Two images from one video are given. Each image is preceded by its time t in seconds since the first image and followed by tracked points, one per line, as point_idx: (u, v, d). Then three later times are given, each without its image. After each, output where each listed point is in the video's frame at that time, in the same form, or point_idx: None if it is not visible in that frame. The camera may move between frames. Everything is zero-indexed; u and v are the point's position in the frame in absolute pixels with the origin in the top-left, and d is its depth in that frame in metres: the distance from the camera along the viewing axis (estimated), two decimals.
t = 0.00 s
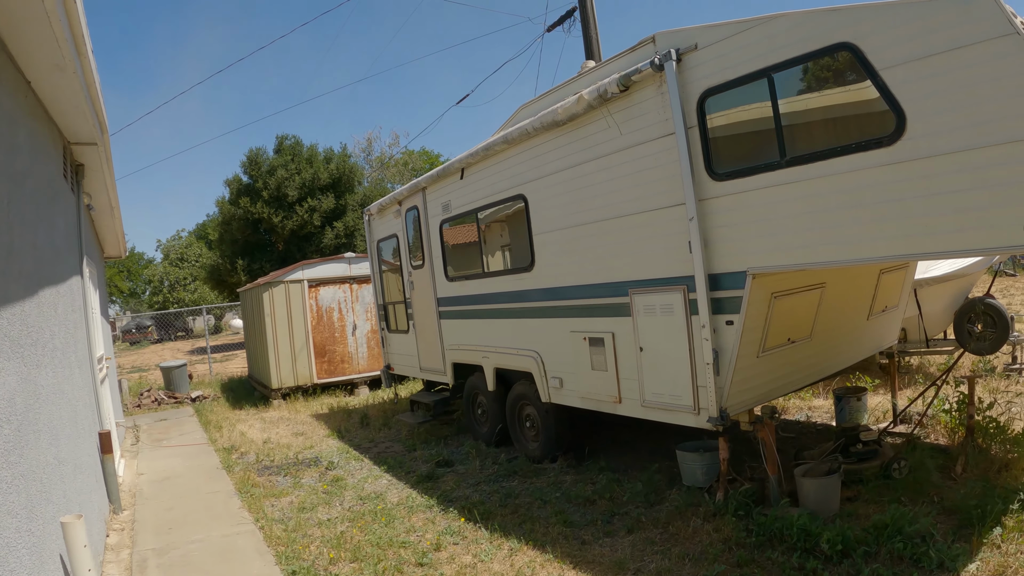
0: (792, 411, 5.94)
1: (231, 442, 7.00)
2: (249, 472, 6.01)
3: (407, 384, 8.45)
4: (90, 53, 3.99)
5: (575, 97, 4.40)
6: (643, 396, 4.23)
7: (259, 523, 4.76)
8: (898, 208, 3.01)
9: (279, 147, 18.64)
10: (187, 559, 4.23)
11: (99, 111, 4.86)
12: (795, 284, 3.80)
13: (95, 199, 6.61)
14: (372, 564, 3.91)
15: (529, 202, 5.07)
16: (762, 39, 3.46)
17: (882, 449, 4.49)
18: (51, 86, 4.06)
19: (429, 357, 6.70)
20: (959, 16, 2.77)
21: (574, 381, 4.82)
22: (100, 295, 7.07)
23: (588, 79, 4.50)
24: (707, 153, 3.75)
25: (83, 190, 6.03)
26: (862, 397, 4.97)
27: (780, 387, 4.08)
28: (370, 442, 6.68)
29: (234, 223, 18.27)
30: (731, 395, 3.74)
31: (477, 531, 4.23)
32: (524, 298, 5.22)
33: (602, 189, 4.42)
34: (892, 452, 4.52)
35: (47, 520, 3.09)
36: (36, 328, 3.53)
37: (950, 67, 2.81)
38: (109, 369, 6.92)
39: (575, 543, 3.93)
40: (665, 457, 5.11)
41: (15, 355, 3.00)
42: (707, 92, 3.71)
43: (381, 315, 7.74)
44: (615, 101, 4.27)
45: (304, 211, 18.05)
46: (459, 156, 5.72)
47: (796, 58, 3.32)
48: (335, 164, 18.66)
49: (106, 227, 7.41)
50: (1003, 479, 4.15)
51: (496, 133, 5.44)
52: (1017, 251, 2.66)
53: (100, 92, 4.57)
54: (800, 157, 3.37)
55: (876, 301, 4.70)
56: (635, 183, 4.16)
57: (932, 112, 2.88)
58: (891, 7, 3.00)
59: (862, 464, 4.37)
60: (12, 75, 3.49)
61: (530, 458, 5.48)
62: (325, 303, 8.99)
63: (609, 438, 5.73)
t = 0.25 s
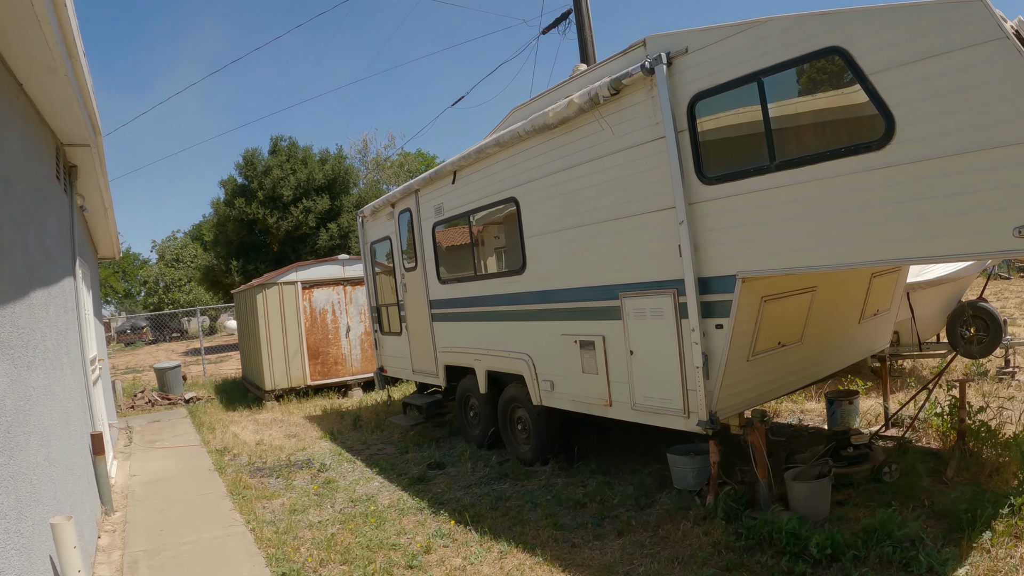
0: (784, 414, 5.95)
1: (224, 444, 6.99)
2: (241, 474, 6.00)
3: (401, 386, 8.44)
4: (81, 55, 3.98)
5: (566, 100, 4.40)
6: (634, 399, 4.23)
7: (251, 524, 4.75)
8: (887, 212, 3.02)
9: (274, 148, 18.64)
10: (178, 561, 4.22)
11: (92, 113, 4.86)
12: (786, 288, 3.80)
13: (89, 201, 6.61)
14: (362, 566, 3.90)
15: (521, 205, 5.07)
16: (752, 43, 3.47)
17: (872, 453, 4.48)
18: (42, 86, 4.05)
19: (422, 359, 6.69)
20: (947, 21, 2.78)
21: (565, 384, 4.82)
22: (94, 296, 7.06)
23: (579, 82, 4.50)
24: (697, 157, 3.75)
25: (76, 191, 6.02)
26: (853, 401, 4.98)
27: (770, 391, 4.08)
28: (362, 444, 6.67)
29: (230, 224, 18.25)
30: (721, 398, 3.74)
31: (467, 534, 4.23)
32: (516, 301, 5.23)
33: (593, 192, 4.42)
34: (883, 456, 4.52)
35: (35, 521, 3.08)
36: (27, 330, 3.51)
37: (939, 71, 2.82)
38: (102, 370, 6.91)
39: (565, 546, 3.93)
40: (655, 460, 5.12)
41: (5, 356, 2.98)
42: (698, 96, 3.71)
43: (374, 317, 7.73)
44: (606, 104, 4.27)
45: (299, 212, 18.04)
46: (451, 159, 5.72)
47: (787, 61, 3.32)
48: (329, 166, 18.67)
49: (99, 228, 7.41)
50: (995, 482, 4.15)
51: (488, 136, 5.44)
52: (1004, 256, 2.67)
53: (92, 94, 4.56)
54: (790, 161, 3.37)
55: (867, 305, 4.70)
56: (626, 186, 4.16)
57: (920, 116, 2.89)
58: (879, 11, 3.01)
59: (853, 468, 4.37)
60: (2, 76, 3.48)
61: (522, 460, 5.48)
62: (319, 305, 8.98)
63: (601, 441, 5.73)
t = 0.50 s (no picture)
0: (778, 418, 5.95)
1: (217, 445, 6.97)
2: (234, 475, 5.98)
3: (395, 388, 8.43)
4: (73, 55, 3.95)
5: (560, 103, 4.39)
6: (626, 403, 4.22)
7: (242, 527, 4.73)
8: (881, 217, 3.01)
9: (270, 148, 18.61)
10: (169, 563, 4.20)
11: (85, 113, 4.83)
12: (779, 292, 3.78)
13: (83, 201, 6.59)
14: (353, 570, 3.89)
15: (515, 207, 5.05)
16: (746, 47, 3.46)
17: (866, 458, 4.48)
18: (34, 86, 4.02)
19: (415, 361, 6.67)
20: (942, 25, 2.77)
21: (558, 388, 4.80)
22: (88, 296, 7.04)
23: (574, 84, 4.49)
24: (690, 160, 3.74)
25: (70, 192, 6.00)
26: (847, 405, 4.97)
27: (763, 395, 4.07)
28: (355, 446, 6.65)
29: (225, 224, 18.23)
30: (714, 403, 3.73)
31: (458, 537, 4.21)
32: (509, 303, 5.21)
33: (587, 195, 4.40)
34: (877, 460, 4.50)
35: (24, 524, 3.05)
36: (18, 331, 3.49)
37: (933, 76, 2.81)
38: (96, 371, 6.89)
39: (556, 550, 3.91)
40: (648, 464, 5.10)
41: None
42: (692, 99, 3.70)
43: (368, 319, 7.72)
44: (600, 107, 4.26)
45: (295, 212, 18.01)
46: (445, 161, 5.71)
47: (781, 65, 3.31)
48: (325, 166, 18.66)
49: (94, 228, 7.38)
50: (989, 488, 4.13)
51: (482, 138, 5.43)
52: (998, 261, 2.66)
53: (85, 94, 4.54)
54: (784, 165, 3.36)
55: (861, 309, 4.69)
56: (620, 189, 4.15)
57: (914, 121, 2.88)
58: (873, 16, 3.00)
59: (846, 473, 4.36)
60: None
61: (514, 463, 5.46)
62: (313, 306, 8.97)
63: (595, 444, 5.71)
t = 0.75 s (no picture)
0: (772, 421, 5.93)
1: (210, 446, 6.95)
2: (226, 477, 5.96)
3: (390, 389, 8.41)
4: (64, 55, 3.92)
5: (554, 105, 4.37)
6: (619, 407, 4.19)
7: (234, 529, 4.71)
8: (875, 220, 2.98)
9: (266, 148, 18.58)
10: (159, 565, 4.17)
11: (78, 112, 4.80)
12: (773, 296, 3.76)
13: (77, 200, 6.56)
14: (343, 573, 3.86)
15: (508, 209, 5.03)
16: (740, 49, 3.43)
17: (861, 462, 4.49)
18: (24, 86, 3.99)
19: (409, 363, 6.65)
20: (937, 28, 2.75)
21: (551, 391, 4.78)
22: (81, 296, 7.01)
23: (568, 86, 4.47)
24: (684, 163, 3.72)
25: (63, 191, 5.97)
26: (841, 409, 4.95)
27: (756, 399, 4.05)
28: (348, 448, 6.63)
29: (221, 224, 18.20)
30: (706, 407, 3.71)
31: (450, 541, 4.19)
32: (503, 306, 5.19)
33: (580, 197, 4.38)
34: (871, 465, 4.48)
35: (10, 526, 3.01)
36: (7, 332, 3.45)
37: (928, 79, 2.79)
38: (89, 371, 6.86)
39: (548, 554, 3.89)
40: (641, 468, 5.08)
41: None
42: (686, 101, 3.67)
43: (362, 320, 7.69)
44: (594, 109, 4.24)
45: (291, 213, 17.99)
46: (438, 162, 5.68)
47: (775, 67, 3.29)
48: (322, 167, 18.64)
49: (88, 228, 7.35)
50: (984, 493, 4.11)
51: (476, 139, 5.41)
52: (993, 266, 2.64)
53: (77, 93, 4.51)
54: (777, 169, 3.33)
55: (855, 313, 4.66)
56: (613, 192, 4.13)
57: (909, 125, 2.86)
58: (868, 18, 2.98)
59: (840, 477, 4.34)
60: None
61: (507, 466, 5.44)
62: (308, 307, 8.94)
63: (588, 448, 5.69)
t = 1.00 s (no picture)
0: (768, 423, 5.92)
1: (205, 446, 6.93)
2: (221, 476, 5.94)
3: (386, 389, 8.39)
4: (60, 52, 3.91)
5: (550, 105, 4.36)
6: (615, 408, 4.19)
7: (228, 528, 4.69)
8: (873, 222, 2.98)
9: (263, 148, 18.57)
10: (153, 565, 4.16)
11: (75, 110, 4.78)
12: (769, 298, 3.75)
13: (73, 198, 6.53)
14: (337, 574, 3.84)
15: (504, 209, 5.02)
16: (739, 50, 3.43)
17: (856, 465, 4.50)
18: (20, 82, 3.97)
19: (404, 363, 6.64)
20: (936, 29, 2.75)
21: (546, 392, 4.77)
22: (77, 294, 6.99)
23: (566, 86, 4.46)
24: (681, 164, 3.71)
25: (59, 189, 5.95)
26: (838, 411, 4.95)
27: (752, 401, 4.04)
28: (344, 448, 6.61)
29: (218, 224, 18.18)
30: (702, 409, 3.70)
31: (444, 542, 4.18)
32: (498, 306, 5.18)
33: (577, 198, 4.38)
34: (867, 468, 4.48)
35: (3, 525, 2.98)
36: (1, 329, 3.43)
37: (927, 80, 2.78)
38: (85, 370, 6.83)
39: (543, 556, 3.88)
40: (636, 470, 5.07)
41: None
42: (683, 102, 3.67)
43: (358, 320, 7.68)
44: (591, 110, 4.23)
45: (287, 213, 17.97)
46: (435, 162, 5.67)
47: (773, 69, 3.28)
48: (318, 167, 18.62)
49: (84, 226, 7.33)
50: (981, 496, 4.10)
51: (473, 140, 5.40)
52: (991, 268, 2.64)
53: (74, 91, 4.49)
54: (774, 170, 3.33)
55: (852, 315, 4.66)
56: (610, 193, 4.12)
57: (907, 126, 2.85)
58: (867, 19, 2.97)
59: (836, 480, 4.33)
60: None
61: (503, 467, 5.43)
62: (304, 307, 8.92)
63: (584, 449, 5.68)
